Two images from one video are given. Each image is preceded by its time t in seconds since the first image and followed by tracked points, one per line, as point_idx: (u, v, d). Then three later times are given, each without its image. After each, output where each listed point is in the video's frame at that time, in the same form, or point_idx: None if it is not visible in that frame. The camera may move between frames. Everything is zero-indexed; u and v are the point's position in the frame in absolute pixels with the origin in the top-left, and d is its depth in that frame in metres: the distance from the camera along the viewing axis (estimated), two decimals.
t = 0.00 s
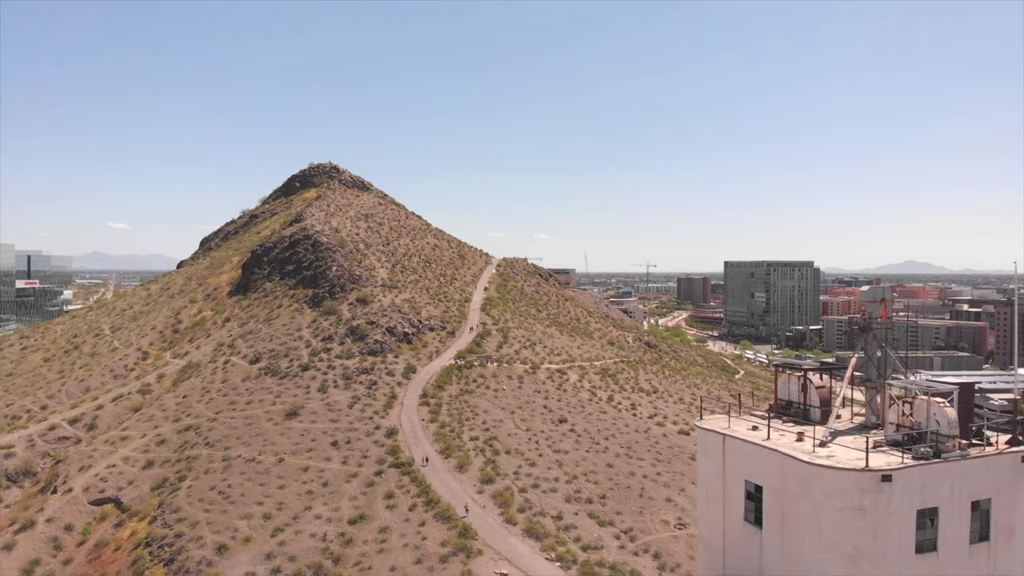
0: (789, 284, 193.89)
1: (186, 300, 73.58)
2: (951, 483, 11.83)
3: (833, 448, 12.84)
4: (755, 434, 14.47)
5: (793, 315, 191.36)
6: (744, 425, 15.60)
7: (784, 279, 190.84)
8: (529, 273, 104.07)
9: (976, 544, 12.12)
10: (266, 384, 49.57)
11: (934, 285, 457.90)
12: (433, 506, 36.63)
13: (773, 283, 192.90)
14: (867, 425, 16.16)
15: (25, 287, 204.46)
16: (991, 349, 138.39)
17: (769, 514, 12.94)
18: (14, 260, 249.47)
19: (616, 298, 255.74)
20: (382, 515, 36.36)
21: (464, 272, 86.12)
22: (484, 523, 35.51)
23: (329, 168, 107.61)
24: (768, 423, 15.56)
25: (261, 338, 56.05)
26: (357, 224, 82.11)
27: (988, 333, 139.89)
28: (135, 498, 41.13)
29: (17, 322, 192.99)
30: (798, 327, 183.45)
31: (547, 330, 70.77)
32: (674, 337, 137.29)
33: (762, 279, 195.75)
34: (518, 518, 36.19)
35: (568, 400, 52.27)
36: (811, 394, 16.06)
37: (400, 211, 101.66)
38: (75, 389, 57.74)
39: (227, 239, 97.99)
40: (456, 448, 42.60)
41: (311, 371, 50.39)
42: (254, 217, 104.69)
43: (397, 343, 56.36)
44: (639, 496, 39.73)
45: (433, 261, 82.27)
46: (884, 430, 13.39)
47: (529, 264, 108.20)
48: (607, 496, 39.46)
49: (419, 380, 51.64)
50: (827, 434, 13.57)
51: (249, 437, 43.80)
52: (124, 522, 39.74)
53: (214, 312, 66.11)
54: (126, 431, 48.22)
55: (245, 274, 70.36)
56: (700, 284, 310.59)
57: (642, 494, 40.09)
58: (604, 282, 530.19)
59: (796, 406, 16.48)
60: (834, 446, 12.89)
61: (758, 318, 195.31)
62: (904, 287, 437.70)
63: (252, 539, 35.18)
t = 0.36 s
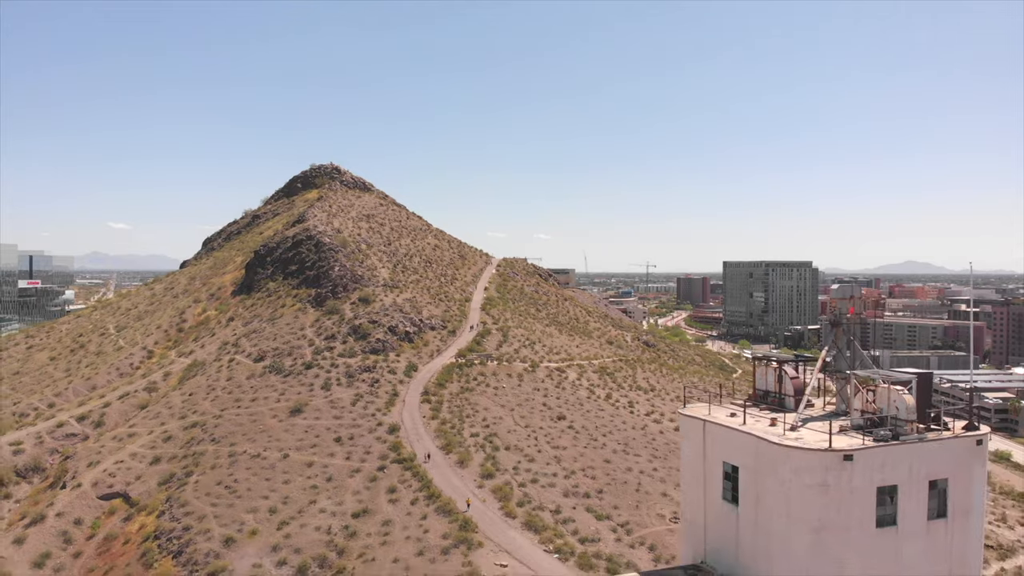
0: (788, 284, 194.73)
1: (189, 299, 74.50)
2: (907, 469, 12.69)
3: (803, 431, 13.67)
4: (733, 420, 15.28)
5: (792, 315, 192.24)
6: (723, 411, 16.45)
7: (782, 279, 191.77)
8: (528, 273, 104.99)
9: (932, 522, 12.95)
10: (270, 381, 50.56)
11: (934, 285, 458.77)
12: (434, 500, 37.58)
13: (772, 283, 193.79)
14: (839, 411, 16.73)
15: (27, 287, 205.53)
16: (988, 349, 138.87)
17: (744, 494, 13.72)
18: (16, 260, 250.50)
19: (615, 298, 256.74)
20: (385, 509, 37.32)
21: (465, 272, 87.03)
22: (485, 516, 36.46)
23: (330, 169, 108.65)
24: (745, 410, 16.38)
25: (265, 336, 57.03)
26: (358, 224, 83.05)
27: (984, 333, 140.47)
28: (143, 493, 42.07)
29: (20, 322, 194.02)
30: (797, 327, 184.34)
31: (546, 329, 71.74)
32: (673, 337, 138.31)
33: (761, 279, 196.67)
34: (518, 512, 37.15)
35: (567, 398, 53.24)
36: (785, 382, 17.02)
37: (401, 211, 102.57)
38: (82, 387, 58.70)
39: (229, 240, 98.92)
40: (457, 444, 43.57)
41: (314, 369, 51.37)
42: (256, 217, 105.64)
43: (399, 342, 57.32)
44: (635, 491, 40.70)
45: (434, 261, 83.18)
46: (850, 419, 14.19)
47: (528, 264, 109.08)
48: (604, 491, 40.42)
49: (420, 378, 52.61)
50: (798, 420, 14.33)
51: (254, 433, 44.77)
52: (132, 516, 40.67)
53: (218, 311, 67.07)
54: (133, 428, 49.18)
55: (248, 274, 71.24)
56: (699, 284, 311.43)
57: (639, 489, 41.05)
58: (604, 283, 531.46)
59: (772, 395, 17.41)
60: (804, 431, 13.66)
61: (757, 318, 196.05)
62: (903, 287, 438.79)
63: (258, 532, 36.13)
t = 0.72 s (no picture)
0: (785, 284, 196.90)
1: (197, 299, 76.49)
2: (844, 428, 12.16)
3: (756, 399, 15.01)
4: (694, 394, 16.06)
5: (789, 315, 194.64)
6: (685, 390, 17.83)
7: (779, 279, 194.42)
8: (528, 273, 107.08)
9: (864, 482, 12.39)
10: (278, 377, 52.54)
11: (931, 285, 461.15)
12: (437, 489, 39.52)
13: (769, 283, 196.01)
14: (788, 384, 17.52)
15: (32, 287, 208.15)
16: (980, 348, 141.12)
17: (705, 461, 12.89)
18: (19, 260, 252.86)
19: (614, 297, 259.07)
20: (389, 497, 39.25)
21: (465, 272, 89.07)
22: (485, 504, 38.38)
23: (333, 171, 110.72)
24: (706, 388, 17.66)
25: (272, 334, 58.99)
26: (361, 225, 85.11)
27: (977, 332, 142.55)
28: (158, 483, 44.04)
29: (25, 321, 196.52)
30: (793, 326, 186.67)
31: (544, 328, 73.73)
32: (670, 335, 140.56)
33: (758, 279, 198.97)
34: (516, 500, 39.09)
35: (563, 393, 55.20)
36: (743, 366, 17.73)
37: (402, 212, 104.66)
38: (94, 383, 60.73)
39: (234, 240, 101.05)
40: (458, 437, 45.51)
41: (321, 365, 53.32)
42: (260, 218, 107.82)
43: (402, 340, 59.25)
44: (628, 481, 42.65)
45: (435, 261, 85.22)
46: (792, 393, 15.07)
47: (528, 264, 111.15)
48: (599, 481, 42.37)
49: (423, 374, 54.55)
50: (748, 389, 15.13)
51: (263, 426, 46.71)
52: (149, 504, 42.60)
53: (226, 310, 69.09)
54: (147, 422, 51.12)
55: (255, 273, 73.25)
56: (698, 284, 313.82)
57: (632, 479, 43.01)
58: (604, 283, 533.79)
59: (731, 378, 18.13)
60: (753, 400, 13.69)
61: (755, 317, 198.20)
62: (901, 288, 441.07)
63: (269, 519, 38.06)
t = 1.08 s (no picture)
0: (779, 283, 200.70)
1: (211, 296, 80.42)
2: (753, 382, 16.02)
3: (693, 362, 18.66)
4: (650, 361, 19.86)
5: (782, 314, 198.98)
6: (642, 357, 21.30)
7: (773, 279, 198.64)
8: (526, 271, 111.15)
9: (770, 425, 16.24)
10: (292, 367, 56.57)
11: (927, 286, 465.51)
12: (441, 466, 43.51)
13: (763, 283, 200.18)
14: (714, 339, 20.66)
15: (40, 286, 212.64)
16: (966, 346, 145.24)
17: (650, 409, 16.79)
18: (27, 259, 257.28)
19: (612, 296, 263.42)
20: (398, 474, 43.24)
21: (466, 271, 92.98)
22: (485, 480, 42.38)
23: (338, 173, 114.55)
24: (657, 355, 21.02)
25: (285, 328, 63.02)
26: (367, 226, 89.22)
27: (964, 330, 146.23)
28: (184, 463, 48.01)
29: (34, 319, 200.87)
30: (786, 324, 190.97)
31: (541, 324, 77.81)
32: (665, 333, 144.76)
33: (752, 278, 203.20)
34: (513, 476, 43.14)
35: (558, 383, 59.23)
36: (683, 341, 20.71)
37: (405, 213, 108.74)
38: (118, 374, 64.76)
39: (243, 240, 105.16)
40: (459, 421, 49.52)
41: (332, 357, 57.35)
42: (268, 219, 111.93)
43: (407, 334, 63.27)
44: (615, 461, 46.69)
45: (437, 261, 89.33)
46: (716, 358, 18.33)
47: (526, 264, 115.24)
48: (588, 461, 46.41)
49: (426, 365, 58.59)
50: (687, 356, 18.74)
51: (280, 412, 50.71)
52: (176, 482, 46.53)
53: (239, 306, 73.05)
54: (171, 409, 55.08)
55: (267, 272, 77.36)
56: (695, 283, 318.10)
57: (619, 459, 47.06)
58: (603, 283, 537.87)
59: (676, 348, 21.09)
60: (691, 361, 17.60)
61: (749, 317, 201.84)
62: (897, 288, 445.28)
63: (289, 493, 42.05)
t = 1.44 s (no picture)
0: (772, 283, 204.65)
1: (224, 295, 84.38)
2: (697, 358, 20.21)
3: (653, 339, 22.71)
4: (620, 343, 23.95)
5: (776, 313, 203.15)
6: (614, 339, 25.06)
7: (767, 279, 202.84)
8: (524, 272, 115.25)
9: (711, 391, 20.45)
10: (305, 360, 60.61)
11: (923, 286, 469.83)
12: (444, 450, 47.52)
13: (757, 283, 204.34)
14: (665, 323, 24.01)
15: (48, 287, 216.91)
16: (953, 343, 149.29)
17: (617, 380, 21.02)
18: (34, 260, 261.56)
19: (609, 297, 267.68)
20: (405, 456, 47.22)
21: (466, 271, 97.01)
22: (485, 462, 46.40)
23: (342, 177, 118.56)
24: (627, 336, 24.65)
25: (297, 325, 67.08)
26: (371, 228, 93.33)
27: (951, 328, 150.31)
28: (207, 448, 51.93)
29: (42, 319, 205.11)
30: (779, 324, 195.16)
31: (538, 321, 81.87)
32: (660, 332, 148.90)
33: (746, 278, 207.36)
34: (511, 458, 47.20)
35: (553, 375, 63.30)
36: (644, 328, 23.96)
37: (408, 216, 112.84)
38: (139, 368, 68.72)
39: (252, 241, 109.27)
40: (461, 410, 53.56)
41: (341, 351, 61.42)
42: (275, 221, 116.03)
43: (411, 330, 67.33)
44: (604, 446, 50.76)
45: (439, 261, 93.42)
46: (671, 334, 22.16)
47: (524, 264, 119.38)
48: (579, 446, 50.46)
49: (430, 359, 62.66)
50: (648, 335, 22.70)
51: (295, 401, 54.73)
52: (200, 464, 50.40)
53: (252, 305, 76.97)
54: (192, 399, 58.92)
55: (277, 272, 81.46)
56: (691, 284, 322.47)
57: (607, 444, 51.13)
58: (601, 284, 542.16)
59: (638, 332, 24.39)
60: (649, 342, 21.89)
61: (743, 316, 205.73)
62: (893, 288, 449.61)
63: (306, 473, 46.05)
